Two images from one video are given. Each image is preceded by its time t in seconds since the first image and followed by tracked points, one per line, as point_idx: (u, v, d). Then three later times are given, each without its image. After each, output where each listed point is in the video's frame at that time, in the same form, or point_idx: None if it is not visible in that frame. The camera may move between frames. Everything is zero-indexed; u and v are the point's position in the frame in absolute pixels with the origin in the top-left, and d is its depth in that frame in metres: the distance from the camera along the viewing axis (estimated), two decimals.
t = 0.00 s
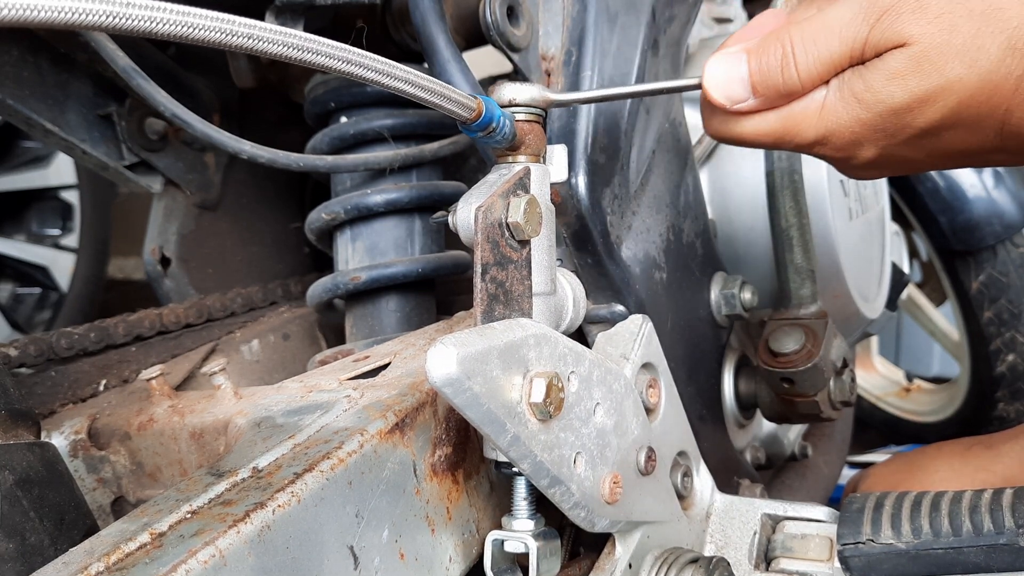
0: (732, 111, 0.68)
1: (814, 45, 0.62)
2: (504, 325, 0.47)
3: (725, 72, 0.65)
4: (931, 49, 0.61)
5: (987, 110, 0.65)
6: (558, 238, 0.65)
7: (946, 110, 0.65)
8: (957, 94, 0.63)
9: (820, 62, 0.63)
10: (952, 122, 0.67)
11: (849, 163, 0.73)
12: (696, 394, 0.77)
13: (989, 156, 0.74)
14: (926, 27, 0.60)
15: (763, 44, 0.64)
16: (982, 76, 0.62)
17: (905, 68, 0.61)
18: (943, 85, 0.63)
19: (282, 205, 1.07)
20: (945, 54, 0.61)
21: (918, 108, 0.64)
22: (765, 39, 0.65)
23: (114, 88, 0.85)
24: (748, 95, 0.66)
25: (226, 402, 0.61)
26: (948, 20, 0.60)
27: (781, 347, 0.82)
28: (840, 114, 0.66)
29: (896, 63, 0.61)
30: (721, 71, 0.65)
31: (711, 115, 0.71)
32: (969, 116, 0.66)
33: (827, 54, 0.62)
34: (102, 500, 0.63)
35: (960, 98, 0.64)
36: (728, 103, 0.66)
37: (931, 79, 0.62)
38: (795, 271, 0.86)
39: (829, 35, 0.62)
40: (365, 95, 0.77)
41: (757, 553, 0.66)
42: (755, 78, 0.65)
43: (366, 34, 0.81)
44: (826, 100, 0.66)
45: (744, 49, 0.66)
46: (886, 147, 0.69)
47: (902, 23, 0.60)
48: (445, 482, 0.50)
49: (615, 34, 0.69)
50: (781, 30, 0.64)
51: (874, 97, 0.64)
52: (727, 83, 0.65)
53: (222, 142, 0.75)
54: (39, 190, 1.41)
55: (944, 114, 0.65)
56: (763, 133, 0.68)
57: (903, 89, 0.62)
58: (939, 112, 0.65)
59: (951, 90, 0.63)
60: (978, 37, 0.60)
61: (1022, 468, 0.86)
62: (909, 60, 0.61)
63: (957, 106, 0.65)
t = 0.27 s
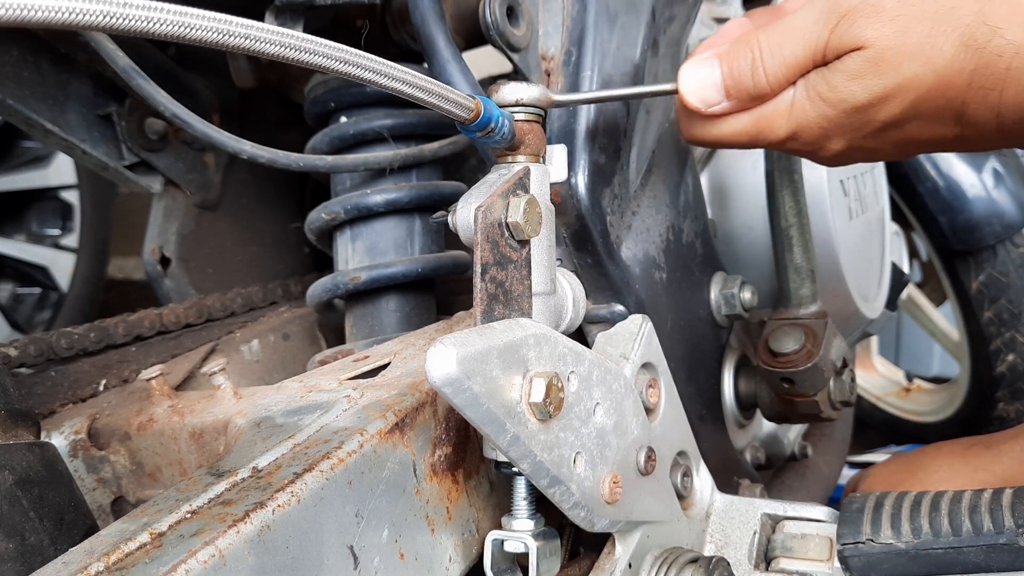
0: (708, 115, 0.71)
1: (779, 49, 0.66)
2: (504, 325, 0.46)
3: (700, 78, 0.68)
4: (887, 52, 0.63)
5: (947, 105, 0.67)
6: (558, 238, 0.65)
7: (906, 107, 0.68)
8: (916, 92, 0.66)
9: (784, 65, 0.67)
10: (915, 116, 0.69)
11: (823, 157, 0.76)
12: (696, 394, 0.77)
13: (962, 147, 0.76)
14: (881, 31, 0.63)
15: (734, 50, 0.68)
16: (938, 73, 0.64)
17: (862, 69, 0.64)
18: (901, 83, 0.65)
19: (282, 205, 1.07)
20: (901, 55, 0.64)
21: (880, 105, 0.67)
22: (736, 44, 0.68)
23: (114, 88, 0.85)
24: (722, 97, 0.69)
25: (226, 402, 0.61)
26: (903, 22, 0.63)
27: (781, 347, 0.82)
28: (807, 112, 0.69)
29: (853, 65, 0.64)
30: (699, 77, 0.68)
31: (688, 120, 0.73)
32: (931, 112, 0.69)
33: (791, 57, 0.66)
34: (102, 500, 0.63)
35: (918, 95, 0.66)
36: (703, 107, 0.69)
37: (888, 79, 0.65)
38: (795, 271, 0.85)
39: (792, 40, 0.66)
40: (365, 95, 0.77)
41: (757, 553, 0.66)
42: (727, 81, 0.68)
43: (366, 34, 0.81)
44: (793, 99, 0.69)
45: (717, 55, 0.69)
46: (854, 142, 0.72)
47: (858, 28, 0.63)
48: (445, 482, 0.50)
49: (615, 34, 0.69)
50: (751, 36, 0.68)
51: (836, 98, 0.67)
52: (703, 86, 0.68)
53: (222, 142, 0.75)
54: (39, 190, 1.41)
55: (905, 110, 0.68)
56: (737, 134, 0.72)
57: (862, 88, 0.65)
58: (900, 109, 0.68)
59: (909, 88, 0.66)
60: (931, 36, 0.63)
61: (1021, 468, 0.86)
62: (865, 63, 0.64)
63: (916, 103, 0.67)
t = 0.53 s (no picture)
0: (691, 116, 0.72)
1: (758, 53, 0.69)
2: (504, 325, 0.47)
3: (683, 79, 0.69)
4: (864, 56, 0.66)
5: (922, 105, 0.71)
6: (558, 237, 0.65)
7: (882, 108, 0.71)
8: (891, 93, 0.69)
9: (763, 68, 0.70)
10: (891, 115, 0.73)
11: (803, 157, 0.78)
12: (696, 393, 0.77)
13: (935, 143, 0.80)
14: (858, 37, 0.66)
15: (716, 52, 0.70)
16: (913, 75, 0.67)
17: (839, 73, 0.67)
18: (877, 86, 0.68)
19: (281, 205, 1.07)
20: (877, 59, 0.67)
21: (857, 106, 0.70)
22: (716, 47, 0.70)
23: (114, 88, 0.85)
24: (705, 98, 0.70)
25: (226, 402, 0.61)
26: (879, 27, 0.66)
27: (781, 346, 0.82)
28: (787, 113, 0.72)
29: (830, 69, 0.67)
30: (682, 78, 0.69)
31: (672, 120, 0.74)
32: (907, 110, 0.72)
33: (770, 60, 0.69)
34: (102, 500, 0.63)
35: (894, 96, 0.69)
36: (687, 107, 0.70)
37: (864, 82, 0.68)
38: (795, 271, 0.86)
39: (771, 44, 0.69)
40: (365, 95, 0.77)
41: (756, 552, 0.66)
42: (710, 82, 0.70)
43: (366, 34, 0.81)
44: (773, 101, 0.72)
45: (700, 56, 0.70)
46: (834, 142, 0.75)
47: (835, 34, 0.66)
48: (445, 481, 0.50)
49: (615, 34, 0.69)
50: (731, 39, 0.70)
51: (814, 100, 0.70)
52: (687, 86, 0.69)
53: (222, 142, 0.75)
54: (39, 190, 1.41)
55: (881, 111, 0.71)
56: (721, 134, 0.73)
57: (840, 90, 0.68)
58: (877, 110, 0.71)
59: (885, 90, 0.69)
60: (906, 41, 0.66)
61: (1020, 468, 0.86)
62: (842, 67, 0.67)
63: (892, 103, 0.70)
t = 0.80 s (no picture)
0: (681, 118, 0.71)
1: (749, 55, 0.70)
2: (504, 325, 0.46)
3: (676, 79, 0.68)
4: (856, 57, 0.68)
5: (910, 107, 0.72)
6: (558, 237, 0.65)
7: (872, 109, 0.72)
8: (881, 95, 0.71)
9: (754, 70, 0.71)
10: (879, 117, 0.74)
11: (790, 164, 0.79)
12: (696, 393, 0.77)
13: (920, 150, 0.81)
14: (851, 38, 0.67)
15: (707, 54, 0.70)
16: (903, 77, 0.69)
17: (831, 74, 0.69)
18: (867, 87, 0.70)
19: (282, 205, 1.07)
20: (868, 61, 0.68)
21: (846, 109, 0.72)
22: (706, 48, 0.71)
23: (114, 88, 0.85)
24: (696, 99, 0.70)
25: (226, 402, 0.61)
26: (870, 29, 0.68)
27: (781, 346, 0.82)
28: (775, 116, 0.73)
29: (822, 70, 0.69)
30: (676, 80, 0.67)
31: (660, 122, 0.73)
32: (895, 113, 0.73)
33: (760, 62, 0.70)
34: (102, 500, 0.63)
35: (883, 98, 0.71)
36: (677, 108, 0.69)
37: (855, 83, 0.69)
38: (795, 270, 0.86)
39: (762, 46, 0.70)
40: (365, 95, 0.77)
41: (756, 552, 0.66)
42: (702, 82, 0.70)
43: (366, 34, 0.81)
44: (763, 103, 0.73)
45: (692, 57, 0.70)
46: (821, 147, 0.76)
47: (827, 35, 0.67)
48: (445, 481, 0.50)
49: (615, 33, 0.69)
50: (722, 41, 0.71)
51: (805, 101, 0.71)
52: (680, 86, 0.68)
53: (222, 142, 0.75)
54: (39, 190, 1.41)
55: (871, 113, 0.73)
56: (709, 135, 0.72)
57: (831, 92, 0.70)
58: (866, 111, 0.73)
59: (875, 92, 0.70)
60: (896, 43, 0.68)
61: (1020, 468, 0.86)
62: (834, 67, 0.68)
63: (882, 105, 0.72)
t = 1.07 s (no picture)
0: (681, 117, 0.71)
1: (750, 57, 0.70)
2: (504, 325, 0.47)
3: (676, 79, 0.68)
4: (856, 62, 0.68)
5: (910, 113, 0.72)
6: (558, 237, 0.65)
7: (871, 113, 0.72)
8: (880, 100, 0.71)
9: (755, 72, 0.71)
10: (878, 121, 0.74)
11: (789, 166, 0.79)
12: (696, 393, 0.77)
13: (920, 155, 0.81)
14: (851, 43, 0.68)
15: (708, 55, 0.70)
16: (903, 82, 0.69)
17: (830, 78, 0.69)
18: (867, 92, 0.70)
19: (282, 205, 1.07)
20: (868, 66, 0.69)
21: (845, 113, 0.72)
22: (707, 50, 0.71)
23: (114, 88, 0.85)
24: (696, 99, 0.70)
25: (226, 402, 0.61)
26: (871, 33, 0.68)
27: (781, 346, 0.82)
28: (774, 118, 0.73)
29: (821, 74, 0.69)
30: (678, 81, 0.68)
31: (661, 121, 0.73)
32: (895, 118, 0.73)
33: (761, 64, 0.70)
34: (102, 500, 0.63)
35: (883, 103, 0.71)
36: (677, 108, 0.69)
37: (855, 87, 0.69)
38: (795, 271, 0.85)
39: (763, 49, 0.70)
40: (365, 95, 0.77)
41: (756, 552, 0.66)
42: (702, 83, 0.70)
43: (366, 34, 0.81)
44: (763, 105, 0.73)
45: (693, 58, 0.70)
46: (821, 150, 0.76)
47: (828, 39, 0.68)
48: (445, 481, 0.50)
49: (615, 33, 0.69)
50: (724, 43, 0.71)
51: (804, 104, 0.71)
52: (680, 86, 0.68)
53: (222, 142, 0.75)
54: (39, 190, 1.41)
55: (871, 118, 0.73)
56: (708, 135, 0.73)
57: (830, 95, 0.70)
58: (866, 115, 0.73)
59: (874, 96, 0.71)
60: (896, 48, 0.68)
61: (1020, 467, 0.86)
62: (833, 71, 0.69)
63: (882, 109, 0.72)
